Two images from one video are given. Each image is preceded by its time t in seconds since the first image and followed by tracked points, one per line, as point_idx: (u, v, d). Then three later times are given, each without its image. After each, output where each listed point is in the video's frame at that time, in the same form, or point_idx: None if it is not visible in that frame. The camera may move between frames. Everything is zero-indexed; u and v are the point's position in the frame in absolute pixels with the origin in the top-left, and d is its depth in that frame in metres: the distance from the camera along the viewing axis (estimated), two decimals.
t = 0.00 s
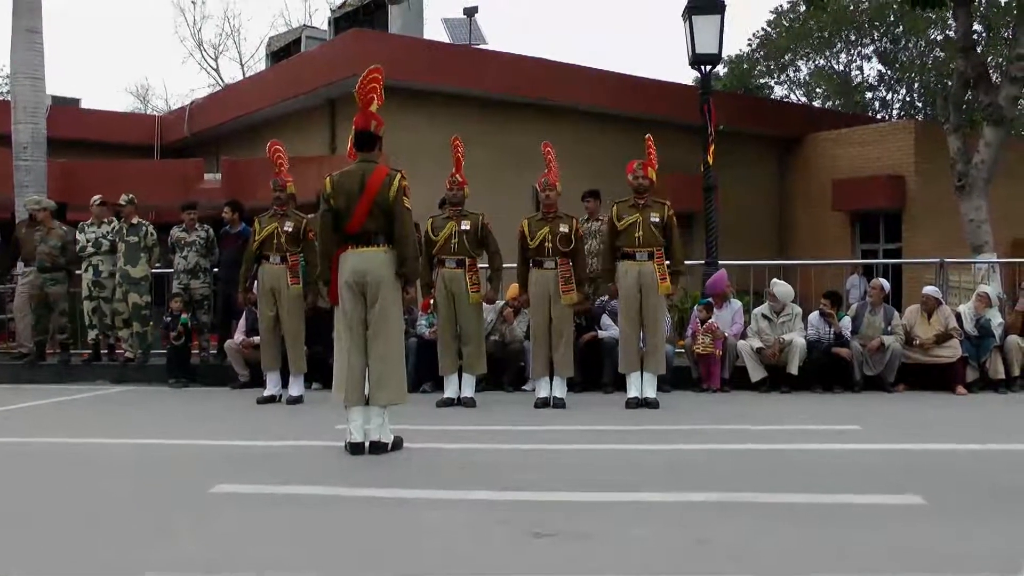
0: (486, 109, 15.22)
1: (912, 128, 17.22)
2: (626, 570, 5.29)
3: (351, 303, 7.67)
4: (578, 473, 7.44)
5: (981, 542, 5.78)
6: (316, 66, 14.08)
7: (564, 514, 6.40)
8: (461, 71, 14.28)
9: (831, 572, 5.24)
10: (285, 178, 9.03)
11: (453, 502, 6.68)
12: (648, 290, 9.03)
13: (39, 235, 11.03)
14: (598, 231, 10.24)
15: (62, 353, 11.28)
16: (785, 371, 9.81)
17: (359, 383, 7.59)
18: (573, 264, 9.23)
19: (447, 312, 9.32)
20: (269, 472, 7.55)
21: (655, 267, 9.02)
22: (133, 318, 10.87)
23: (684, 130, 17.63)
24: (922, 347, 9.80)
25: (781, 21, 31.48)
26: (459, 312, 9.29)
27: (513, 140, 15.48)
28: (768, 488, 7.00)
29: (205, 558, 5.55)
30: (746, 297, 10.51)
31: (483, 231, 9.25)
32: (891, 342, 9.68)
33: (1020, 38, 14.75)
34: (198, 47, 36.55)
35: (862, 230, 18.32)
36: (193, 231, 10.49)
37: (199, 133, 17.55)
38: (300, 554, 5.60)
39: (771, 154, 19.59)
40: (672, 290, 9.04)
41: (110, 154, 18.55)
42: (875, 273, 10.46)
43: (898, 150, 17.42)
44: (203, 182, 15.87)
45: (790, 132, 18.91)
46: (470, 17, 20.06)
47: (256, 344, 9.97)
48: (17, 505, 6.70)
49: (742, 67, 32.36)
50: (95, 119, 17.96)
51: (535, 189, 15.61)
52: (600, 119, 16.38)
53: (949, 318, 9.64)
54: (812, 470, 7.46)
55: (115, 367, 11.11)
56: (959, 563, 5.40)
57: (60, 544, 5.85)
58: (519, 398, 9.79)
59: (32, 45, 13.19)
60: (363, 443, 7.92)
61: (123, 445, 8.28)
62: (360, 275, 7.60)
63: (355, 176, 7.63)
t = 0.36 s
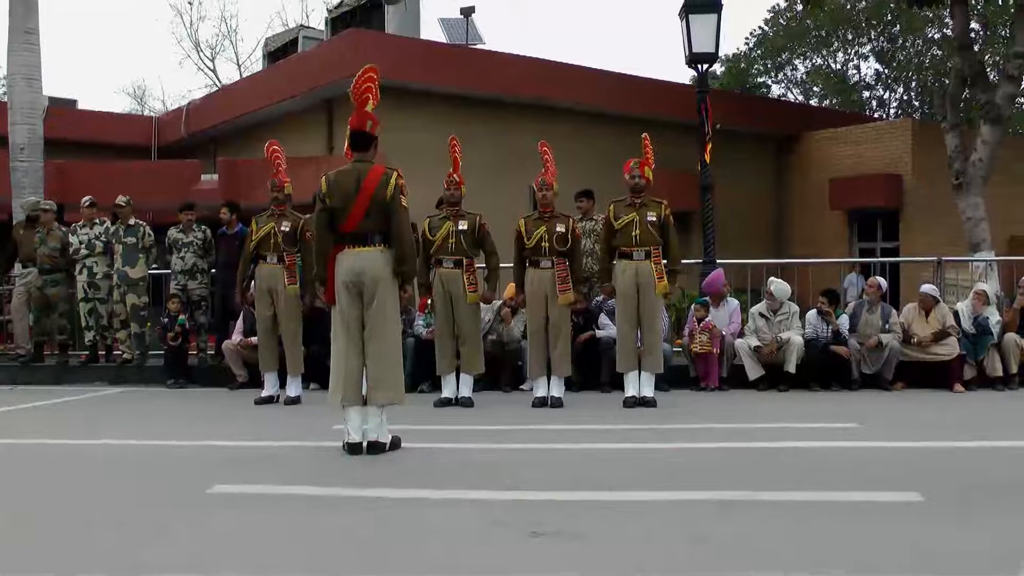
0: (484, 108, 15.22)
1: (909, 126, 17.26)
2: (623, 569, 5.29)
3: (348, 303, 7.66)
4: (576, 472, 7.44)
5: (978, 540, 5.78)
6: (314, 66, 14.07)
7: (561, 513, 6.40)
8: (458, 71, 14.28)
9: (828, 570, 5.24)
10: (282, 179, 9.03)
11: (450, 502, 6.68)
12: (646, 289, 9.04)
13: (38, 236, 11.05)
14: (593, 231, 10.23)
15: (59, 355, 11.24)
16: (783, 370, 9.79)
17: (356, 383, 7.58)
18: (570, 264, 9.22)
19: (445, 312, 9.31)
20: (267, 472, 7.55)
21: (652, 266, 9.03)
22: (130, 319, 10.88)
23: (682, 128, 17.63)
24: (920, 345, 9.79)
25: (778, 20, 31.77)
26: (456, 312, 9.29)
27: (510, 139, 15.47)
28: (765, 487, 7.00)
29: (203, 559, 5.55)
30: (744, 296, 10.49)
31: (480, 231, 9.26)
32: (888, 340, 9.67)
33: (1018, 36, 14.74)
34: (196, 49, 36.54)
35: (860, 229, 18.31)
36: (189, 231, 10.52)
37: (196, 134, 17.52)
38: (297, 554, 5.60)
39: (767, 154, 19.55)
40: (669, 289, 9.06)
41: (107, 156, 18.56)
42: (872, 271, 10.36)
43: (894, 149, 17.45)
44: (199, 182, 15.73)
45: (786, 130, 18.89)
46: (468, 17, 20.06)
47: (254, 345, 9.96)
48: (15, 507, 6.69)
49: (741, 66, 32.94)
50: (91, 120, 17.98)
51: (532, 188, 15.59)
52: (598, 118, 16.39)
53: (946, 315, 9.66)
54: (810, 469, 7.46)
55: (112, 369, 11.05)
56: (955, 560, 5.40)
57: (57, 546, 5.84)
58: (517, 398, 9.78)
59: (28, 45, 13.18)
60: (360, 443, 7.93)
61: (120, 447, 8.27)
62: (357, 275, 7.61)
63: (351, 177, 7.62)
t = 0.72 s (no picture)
0: (480, 109, 15.23)
1: (906, 121, 17.27)
2: (624, 567, 5.28)
3: (345, 303, 7.65)
4: (576, 471, 7.43)
5: (978, 534, 5.78)
6: (310, 69, 14.08)
7: (561, 512, 6.39)
8: (455, 71, 14.32)
9: (828, 566, 5.24)
10: (280, 179, 9.01)
11: (449, 502, 6.67)
12: (643, 287, 9.03)
13: (34, 238, 11.04)
14: (590, 229, 10.23)
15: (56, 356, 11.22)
16: (782, 366, 9.80)
17: (354, 382, 7.59)
18: (567, 263, 9.23)
19: (443, 311, 9.31)
20: (266, 473, 7.53)
21: (649, 264, 9.03)
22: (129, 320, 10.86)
23: (678, 128, 17.65)
24: (918, 340, 9.81)
25: (774, 18, 31.73)
26: (455, 311, 9.28)
27: (506, 141, 15.48)
28: (765, 484, 6.99)
29: (202, 560, 5.53)
30: (742, 292, 10.51)
31: (478, 231, 9.27)
32: (886, 335, 9.68)
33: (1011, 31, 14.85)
34: (192, 49, 36.49)
35: (857, 223, 18.36)
36: (187, 233, 10.44)
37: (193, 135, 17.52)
38: (297, 555, 5.58)
39: (764, 150, 19.62)
40: (667, 287, 9.05)
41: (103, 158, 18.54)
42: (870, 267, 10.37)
43: (893, 143, 17.44)
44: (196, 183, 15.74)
45: (782, 127, 18.94)
46: (464, 17, 20.07)
47: (252, 346, 9.93)
48: (14, 508, 6.67)
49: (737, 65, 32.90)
50: (87, 123, 17.98)
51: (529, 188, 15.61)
52: (593, 120, 16.42)
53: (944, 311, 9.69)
54: (809, 465, 7.46)
55: (109, 371, 11.01)
56: (956, 555, 5.40)
57: (56, 548, 5.83)
58: (516, 396, 9.77)
59: (27, 46, 13.20)
60: (359, 443, 7.92)
61: (118, 448, 8.25)
62: (354, 275, 7.60)
63: (347, 176, 7.61)
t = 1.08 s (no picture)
0: (477, 111, 15.23)
1: (904, 125, 17.29)
2: (621, 569, 5.27)
3: (341, 303, 7.65)
4: (573, 472, 7.42)
5: (975, 537, 5.78)
6: (308, 70, 14.08)
7: (559, 513, 6.38)
8: (453, 72, 14.32)
9: (827, 569, 5.23)
10: (277, 178, 9.01)
11: (446, 502, 6.65)
12: (640, 290, 9.02)
13: (30, 235, 11.01)
14: (588, 232, 10.22)
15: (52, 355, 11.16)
16: (779, 368, 9.80)
17: (351, 382, 7.60)
18: (565, 264, 9.23)
19: (440, 312, 9.28)
20: (262, 473, 7.51)
21: (647, 266, 9.01)
22: (126, 319, 10.81)
23: (676, 131, 17.67)
24: (915, 342, 9.84)
25: (773, 20, 31.88)
26: (452, 312, 9.26)
27: (503, 143, 15.47)
28: (762, 486, 6.99)
29: (198, 560, 5.51)
30: (739, 295, 10.55)
31: (476, 233, 9.25)
32: (883, 338, 9.70)
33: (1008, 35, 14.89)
34: (191, 49, 36.46)
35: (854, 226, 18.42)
36: (184, 231, 10.42)
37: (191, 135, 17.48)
38: (293, 555, 5.56)
39: (760, 154, 19.67)
40: (664, 289, 9.04)
41: (101, 157, 18.53)
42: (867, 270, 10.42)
43: (891, 146, 17.47)
44: (193, 182, 15.68)
45: (779, 129, 18.97)
46: (463, 18, 20.06)
47: (248, 345, 9.92)
48: (10, 506, 6.65)
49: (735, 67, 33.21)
50: (84, 122, 17.99)
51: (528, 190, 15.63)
52: (590, 123, 16.43)
53: (941, 314, 9.72)
54: (806, 467, 7.46)
55: (105, 370, 10.95)
56: (954, 558, 5.39)
57: (51, 546, 5.80)
58: (514, 397, 9.76)
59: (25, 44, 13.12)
60: (356, 444, 7.92)
61: (114, 447, 8.23)
62: (349, 274, 7.59)
63: (343, 176, 7.61)
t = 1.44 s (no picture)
0: (469, 124, 15.22)
1: (892, 132, 17.27)
2: None
3: (335, 318, 7.62)
4: (565, 484, 7.40)
5: (969, 542, 5.76)
6: (298, 87, 14.10)
7: (550, 525, 6.36)
8: (444, 86, 14.32)
9: None
10: (268, 195, 9.00)
11: (438, 516, 6.64)
12: (633, 300, 9.03)
13: (17, 255, 11.08)
14: (579, 244, 10.22)
15: (45, 375, 11.20)
16: (774, 378, 9.77)
17: (345, 398, 7.57)
18: (557, 276, 9.25)
19: (433, 326, 9.28)
20: (254, 490, 7.49)
21: (639, 276, 9.02)
22: (119, 337, 10.85)
23: (669, 141, 17.68)
24: (909, 348, 9.82)
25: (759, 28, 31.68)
26: (445, 325, 9.26)
27: (496, 155, 15.50)
28: (754, 496, 6.96)
29: None
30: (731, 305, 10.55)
31: (468, 246, 9.22)
32: (876, 344, 9.68)
33: (996, 41, 14.96)
34: (181, 66, 36.50)
35: (845, 233, 18.39)
36: (177, 248, 10.46)
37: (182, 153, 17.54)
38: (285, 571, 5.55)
39: (751, 162, 19.62)
40: (657, 299, 9.05)
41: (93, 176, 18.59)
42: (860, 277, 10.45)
43: (882, 154, 17.43)
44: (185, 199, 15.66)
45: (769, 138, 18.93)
46: (451, 31, 20.12)
47: (242, 362, 9.93)
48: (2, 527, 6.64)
49: (724, 75, 33.34)
50: (77, 142, 18.06)
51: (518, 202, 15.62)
52: (579, 136, 16.45)
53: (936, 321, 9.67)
54: (799, 476, 7.44)
55: (98, 389, 10.98)
56: (947, 563, 5.38)
57: (43, 566, 5.79)
58: (507, 410, 9.75)
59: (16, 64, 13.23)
60: (351, 459, 7.92)
61: (106, 466, 8.22)
62: (342, 290, 7.57)
63: (335, 191, 7.62)
